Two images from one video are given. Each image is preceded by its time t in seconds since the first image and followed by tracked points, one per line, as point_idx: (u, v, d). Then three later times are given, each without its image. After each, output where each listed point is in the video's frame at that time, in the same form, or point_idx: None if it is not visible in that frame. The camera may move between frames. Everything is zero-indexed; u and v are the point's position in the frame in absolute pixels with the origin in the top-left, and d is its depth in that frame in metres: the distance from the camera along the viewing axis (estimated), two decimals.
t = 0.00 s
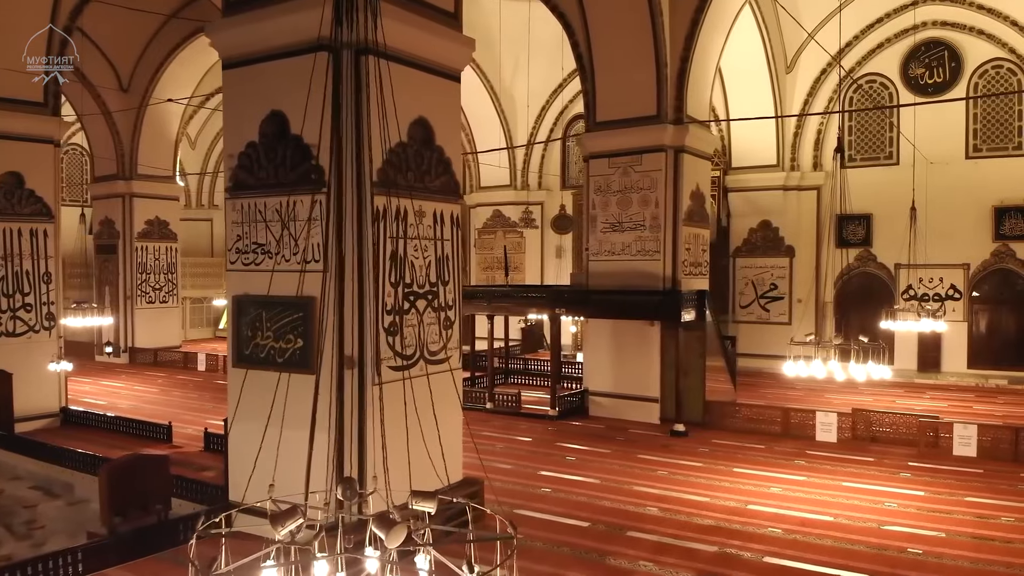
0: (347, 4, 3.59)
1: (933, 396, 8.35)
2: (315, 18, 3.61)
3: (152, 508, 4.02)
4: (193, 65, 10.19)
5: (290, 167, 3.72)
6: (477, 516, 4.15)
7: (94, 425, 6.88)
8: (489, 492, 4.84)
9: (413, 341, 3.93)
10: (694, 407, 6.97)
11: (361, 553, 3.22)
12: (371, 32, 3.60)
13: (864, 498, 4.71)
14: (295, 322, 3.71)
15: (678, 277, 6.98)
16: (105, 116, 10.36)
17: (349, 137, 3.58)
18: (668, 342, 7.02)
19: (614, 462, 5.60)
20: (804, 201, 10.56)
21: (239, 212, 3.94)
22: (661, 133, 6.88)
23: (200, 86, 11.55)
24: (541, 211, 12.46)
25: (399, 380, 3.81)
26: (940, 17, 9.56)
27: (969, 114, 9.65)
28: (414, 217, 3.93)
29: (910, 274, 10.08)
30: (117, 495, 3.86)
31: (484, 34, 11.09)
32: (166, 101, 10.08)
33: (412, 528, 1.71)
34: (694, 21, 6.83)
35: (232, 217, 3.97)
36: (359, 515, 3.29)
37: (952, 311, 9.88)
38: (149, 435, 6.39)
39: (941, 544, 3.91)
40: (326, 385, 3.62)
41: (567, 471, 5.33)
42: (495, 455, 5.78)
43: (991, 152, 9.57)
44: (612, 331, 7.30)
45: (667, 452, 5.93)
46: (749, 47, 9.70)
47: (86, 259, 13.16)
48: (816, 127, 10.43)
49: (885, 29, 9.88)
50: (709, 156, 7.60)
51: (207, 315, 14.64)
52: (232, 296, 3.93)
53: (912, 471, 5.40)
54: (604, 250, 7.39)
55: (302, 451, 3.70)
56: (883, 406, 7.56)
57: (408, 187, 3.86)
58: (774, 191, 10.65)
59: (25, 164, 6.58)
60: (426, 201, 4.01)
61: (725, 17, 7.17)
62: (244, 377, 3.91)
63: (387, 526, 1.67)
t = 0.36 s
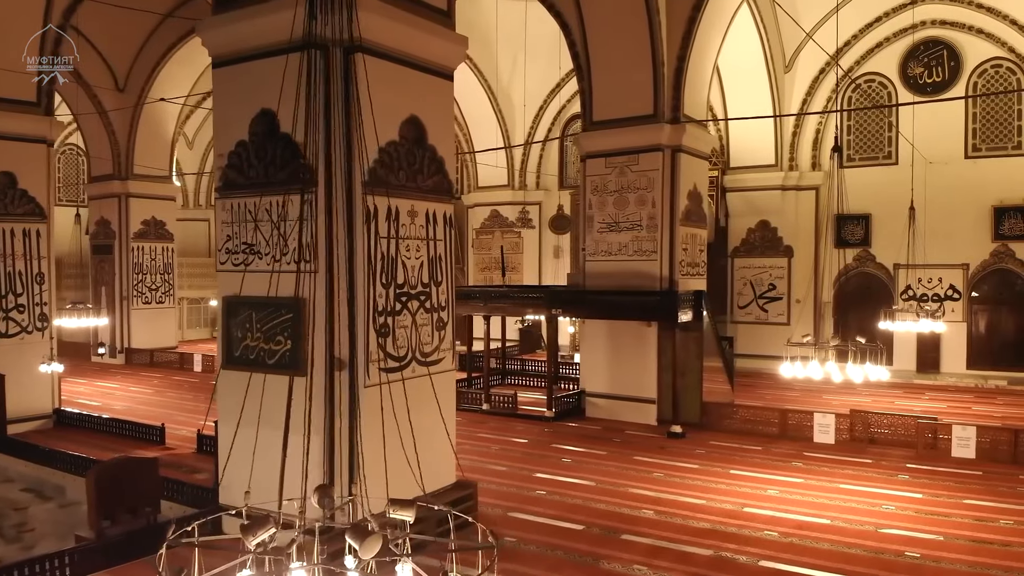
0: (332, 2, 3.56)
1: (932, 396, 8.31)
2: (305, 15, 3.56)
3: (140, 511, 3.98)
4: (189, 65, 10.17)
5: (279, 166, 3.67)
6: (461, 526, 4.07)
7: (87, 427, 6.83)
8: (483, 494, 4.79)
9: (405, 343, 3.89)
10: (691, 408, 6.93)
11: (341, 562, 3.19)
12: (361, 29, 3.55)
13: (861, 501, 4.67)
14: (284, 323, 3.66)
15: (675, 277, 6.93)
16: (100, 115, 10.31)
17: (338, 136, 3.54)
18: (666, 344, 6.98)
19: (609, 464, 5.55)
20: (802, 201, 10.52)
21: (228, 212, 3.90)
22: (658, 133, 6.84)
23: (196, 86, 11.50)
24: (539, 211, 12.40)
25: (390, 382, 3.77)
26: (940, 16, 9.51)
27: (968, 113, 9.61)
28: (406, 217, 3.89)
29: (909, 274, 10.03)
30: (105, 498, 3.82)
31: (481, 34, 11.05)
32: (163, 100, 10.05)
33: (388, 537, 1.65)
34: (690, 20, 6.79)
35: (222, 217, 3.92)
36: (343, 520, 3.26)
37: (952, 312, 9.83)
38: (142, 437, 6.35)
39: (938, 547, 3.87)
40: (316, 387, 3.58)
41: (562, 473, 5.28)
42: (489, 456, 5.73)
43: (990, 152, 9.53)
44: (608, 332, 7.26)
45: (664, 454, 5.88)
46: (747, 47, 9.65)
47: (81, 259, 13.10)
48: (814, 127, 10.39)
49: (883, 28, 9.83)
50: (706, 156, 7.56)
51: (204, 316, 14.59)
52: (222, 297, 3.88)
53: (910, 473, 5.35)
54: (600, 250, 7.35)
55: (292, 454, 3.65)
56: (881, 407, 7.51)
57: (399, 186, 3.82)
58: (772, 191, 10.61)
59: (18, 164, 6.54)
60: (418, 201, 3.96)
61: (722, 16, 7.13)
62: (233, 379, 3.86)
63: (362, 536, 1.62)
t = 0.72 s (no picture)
0: None
1: (931, 397, 8.27)
2: (295, 13, 3.51)
3: (129, 515, 3.94)
4: (186, 65, 10.11)
5: (268, 165, 3.62)
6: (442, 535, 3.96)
7: (81, 428, 6.78)
8: (477, 497, 4.75)
9: (397, 343, 3.84)
10: (688, 409, 6.92)
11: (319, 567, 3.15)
12: (351, 25, 3.51)
13: (859, 503, 4.62)
14: (274, 324, 3.61)
15: (672, 277, 6.89)
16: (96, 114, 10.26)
17: (329, 135, 3.50)
18: (662, 344, 6.95)
19: (605, 465, 5.50)
20: (801, 201, 10.48)
21: (218, 212, 3.84)
22: (655, 132, 6.79)
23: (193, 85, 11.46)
24: (536, 211, 12.34)
25: (381, 383, 3.73)
26: (939, 15, 9.46)
27: (967, 112, 9.57)
28: (398, 217, 3.84)
29: (908, 274, 9.99)
30: (96, 500, 3.78)
31: (479, 33, 11.02)
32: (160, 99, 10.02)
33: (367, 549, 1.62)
34: (687, 18, 6.73)
35: (211, 217, 3.87)
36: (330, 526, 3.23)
37: (951, 312, 9.80)
38: (135, 438, 6.30)
39: (936, 551, 3.82)
40: (306, 389, 3.53)
41: (558, 475, 5.23)
42: (485, 458, 5.68)
43: (989, 151, 9.48)
44: (605, 333, 7.22)
45: (660, 456, 5.84)
46: (745, 46, 9.62)
47: (77, 259, 13.03)
48: (813, 126, 10.36)
49: (882, 27, 9.78)
50: (704, 155, 7.51)
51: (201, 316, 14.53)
52: (210, 297, 3.83)
53: (908, 475, 5.30)
54: (597, 250, 7.31)
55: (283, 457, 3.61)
56: (880, 408, 7.47)
57: (391, 185, 3.77)
58: (771, 190, 10.57)
59: (11, 164, 6.49)
60: (410, 200, 3.92)
61: (719, 15, 7.09)
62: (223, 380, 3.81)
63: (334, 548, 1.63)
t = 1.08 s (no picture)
0: None
1: (930, 398, 8.23)
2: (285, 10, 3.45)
3: (117, 516, 3.89)
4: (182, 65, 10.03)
5: (258, 164, 3.58)
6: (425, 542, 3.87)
7: (74, 429, 6.73)
8: (471, 499, 4.70)
9: (388, 345, 3.80)
10: (685, 410, 6.86)
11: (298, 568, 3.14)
12: (342, 22, 3.45)
13: (857, 505, 4.58)
14: (264, 325, 3.57)
15: (669, 277, 6.86)
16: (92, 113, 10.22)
17: (320, 134, 3.47)
18: (659, 344, 6.91)
19: (601, 467, 5.46)
20: (799, 200, 10.44)
21: (207, 211, 3.80)
22: (652, 131, 6.75)
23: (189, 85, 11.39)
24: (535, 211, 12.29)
25: (373, 386, 3.69)
26: (938, 13, 9.41)
27: (966, 111, 9.53)
28: (390, 216, 3.80)
29: (907, 274, 9.95)
30: (82, 503, 3.73)
31: (476, 31, 10.97)
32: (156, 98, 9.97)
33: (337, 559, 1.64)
34: (684, 17, 6.68)
35: (200, 216, 3.82)
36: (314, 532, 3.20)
37: (950, 312, 9.77)
38: (128, 439, 6.24)
39: (934, 554, 3.78)
40: (296, 392, 3.50)
41: (553, 477, 5.19)
42: (480, 460, 5.64)
43: (989, 151, 9.44)
44: (602, 334, 7.17)
45: (657, 457, 5.79)
46: (743, 46, 9.56)
47: (74, 259, 12.97)
48: (812, 126, 10.30)
49: (881, 26, 9.73)
50: (701, 154, 7.46)
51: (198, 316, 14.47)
52: (200, 298, 3.78)
53: (906, 477, 5.26)
54: (594, 250, 7.26)
55: (274, 460, 3.57)
56: (878, 409, 7.42)
57: (382, 184, 3.72)
58: (769, 190, 10.51)
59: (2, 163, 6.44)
60: (401, 199, 3.87)
61: (718, 13, 7.04)
62: (214, 382, 3.77)
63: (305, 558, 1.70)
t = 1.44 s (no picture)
0: None
1: (929, 399, 8.20)
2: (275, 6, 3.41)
3: (106, 521, 3.84)
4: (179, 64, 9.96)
5: (248, 162, 3.54)
6: (402, 552, 3.76)
7: (67, 430, 6.69)
8: (466, 501, 4.66)
9: (381, 346, 3.76)
10: (682, 411, 6.81)
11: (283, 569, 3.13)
12: (333, 20, 3.42)
13: (855, 508, 4.53)
14: (254, 326, 3.53)
15: (667, 277, 6.82)
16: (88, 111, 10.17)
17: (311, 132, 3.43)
18: (656, 345, 6.86)
19: (598, 469, 5.41)
20: (798, 200, 10.40)
21: (197, 210, 3.75)
22: (649, 130, 6.71)
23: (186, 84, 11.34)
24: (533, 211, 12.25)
25: (365, 387, 3.65)
26: (937, 12, 9.37)
27: (966, 110, 9.49)
28: (382, 215, 3.76)
29: (906, 274, 9.92)
30: (70, 506, 3.70)
31: (473, 30, 10.92)
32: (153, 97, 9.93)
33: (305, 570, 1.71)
34: (682, 15, 6.64)
35: (190, 216, 3.78)
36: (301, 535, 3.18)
37: (949, 312, 9.72)
38: (121, 441, 6.20)
39: (932, 557, 3.74)
40: (287, 393, 3.45)
41: (549, 479, 5.15)
42: (475, 461, 5.60)
43: (989, 150, 9.40)
44: (599, 334, 7.13)
45: (654, 458, 5.75)
46: (742, 44, 9.51)
47: (72, 259, 12.92)
48: (811, 125, 10.25)
49: (879, 25, 9.70)
50: (699, 154, 7.42)
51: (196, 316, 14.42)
52: (189, 299, 3.74)
53: (905, 478, 5.22)
54: (591, 250, 7.21)
55: (265, 463, 3.52)
56: (877, 409, 7.38)
57: (374, 184, 3.68)
58: (768, 190, 10.47)
59: None
60: (394, 198, 3.83)
61: (716, 11, 7.00)
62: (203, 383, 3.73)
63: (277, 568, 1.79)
